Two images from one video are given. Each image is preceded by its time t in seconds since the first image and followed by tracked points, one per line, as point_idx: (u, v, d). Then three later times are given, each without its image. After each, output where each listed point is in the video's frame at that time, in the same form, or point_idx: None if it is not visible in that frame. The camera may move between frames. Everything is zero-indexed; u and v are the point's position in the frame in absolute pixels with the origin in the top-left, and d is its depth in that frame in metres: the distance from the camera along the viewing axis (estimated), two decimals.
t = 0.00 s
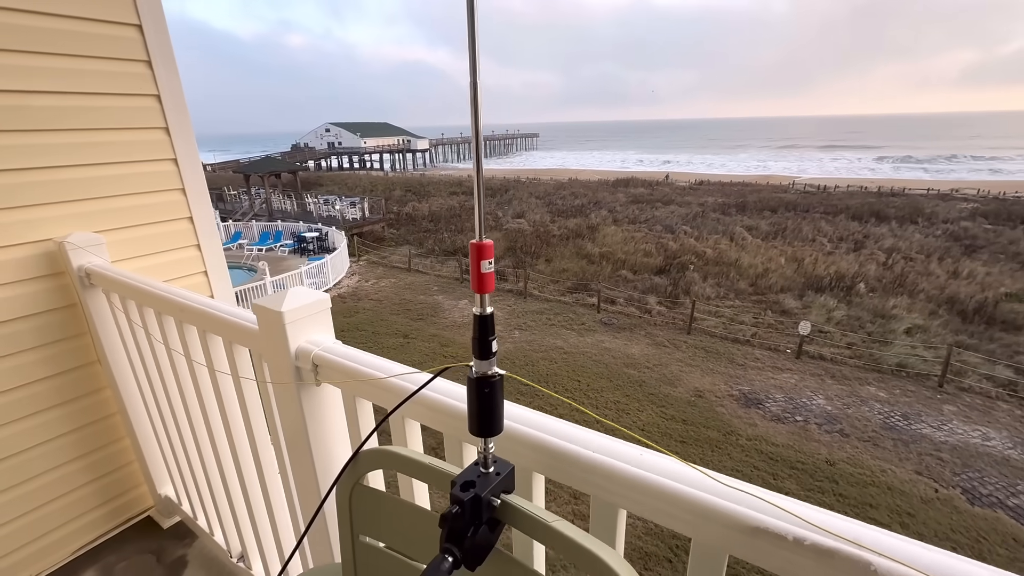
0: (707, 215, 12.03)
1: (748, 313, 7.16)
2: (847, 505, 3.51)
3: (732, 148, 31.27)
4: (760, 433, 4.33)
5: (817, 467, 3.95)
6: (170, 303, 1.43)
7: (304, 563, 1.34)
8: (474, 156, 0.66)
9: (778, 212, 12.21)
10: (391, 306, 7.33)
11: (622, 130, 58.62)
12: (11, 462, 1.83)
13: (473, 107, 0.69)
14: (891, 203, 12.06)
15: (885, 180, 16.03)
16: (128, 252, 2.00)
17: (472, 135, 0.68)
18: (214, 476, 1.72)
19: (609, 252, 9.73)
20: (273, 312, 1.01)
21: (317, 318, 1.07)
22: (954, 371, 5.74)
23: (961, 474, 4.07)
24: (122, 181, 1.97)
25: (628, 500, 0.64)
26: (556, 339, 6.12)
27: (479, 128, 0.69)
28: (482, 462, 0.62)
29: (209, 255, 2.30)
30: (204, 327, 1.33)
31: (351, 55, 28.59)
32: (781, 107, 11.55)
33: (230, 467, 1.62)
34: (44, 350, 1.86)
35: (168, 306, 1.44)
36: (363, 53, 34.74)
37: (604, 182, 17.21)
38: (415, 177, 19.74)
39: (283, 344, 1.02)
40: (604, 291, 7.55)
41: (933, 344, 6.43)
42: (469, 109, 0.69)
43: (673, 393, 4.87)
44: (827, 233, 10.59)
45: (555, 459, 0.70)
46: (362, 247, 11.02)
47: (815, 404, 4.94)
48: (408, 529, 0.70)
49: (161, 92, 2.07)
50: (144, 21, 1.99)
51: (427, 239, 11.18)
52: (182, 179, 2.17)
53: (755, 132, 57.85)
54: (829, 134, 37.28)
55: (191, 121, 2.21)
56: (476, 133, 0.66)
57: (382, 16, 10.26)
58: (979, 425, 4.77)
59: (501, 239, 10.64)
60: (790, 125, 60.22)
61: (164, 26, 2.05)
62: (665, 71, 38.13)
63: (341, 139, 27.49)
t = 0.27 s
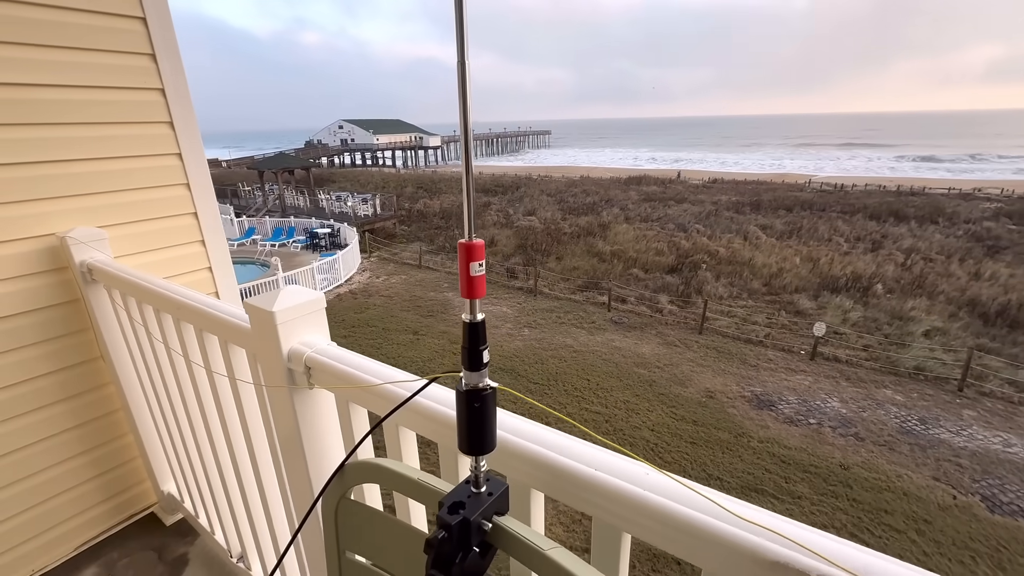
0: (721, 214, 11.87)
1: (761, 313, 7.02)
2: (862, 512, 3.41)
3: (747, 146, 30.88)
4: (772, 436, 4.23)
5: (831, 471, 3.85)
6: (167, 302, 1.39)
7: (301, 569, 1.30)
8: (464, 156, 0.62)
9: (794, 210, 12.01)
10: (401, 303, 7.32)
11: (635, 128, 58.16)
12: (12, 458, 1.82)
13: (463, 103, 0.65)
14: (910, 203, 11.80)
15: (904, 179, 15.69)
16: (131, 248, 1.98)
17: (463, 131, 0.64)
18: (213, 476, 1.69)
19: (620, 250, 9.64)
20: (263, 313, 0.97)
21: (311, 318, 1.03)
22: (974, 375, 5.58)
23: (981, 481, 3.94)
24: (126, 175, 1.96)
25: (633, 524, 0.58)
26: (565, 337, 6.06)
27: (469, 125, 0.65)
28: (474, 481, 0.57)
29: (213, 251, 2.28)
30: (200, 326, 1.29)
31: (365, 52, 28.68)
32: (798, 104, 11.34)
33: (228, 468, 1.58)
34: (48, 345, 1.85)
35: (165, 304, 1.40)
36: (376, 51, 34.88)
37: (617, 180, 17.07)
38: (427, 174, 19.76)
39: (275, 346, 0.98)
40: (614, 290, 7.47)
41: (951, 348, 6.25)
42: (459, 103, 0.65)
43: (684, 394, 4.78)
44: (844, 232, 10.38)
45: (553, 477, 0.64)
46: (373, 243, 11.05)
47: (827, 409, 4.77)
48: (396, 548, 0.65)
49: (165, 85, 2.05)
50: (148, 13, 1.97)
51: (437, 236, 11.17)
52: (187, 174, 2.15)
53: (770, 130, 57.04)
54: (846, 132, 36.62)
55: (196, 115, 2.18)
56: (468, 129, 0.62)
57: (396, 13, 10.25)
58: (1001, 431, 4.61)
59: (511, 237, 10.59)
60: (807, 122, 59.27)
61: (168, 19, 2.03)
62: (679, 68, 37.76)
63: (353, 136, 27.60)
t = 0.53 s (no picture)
0: (728, 212, 11.76)
1: (768, 313, 6.94)
2: (870, 515, 3.34)
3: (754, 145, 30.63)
4: (778, 437, 4.16)
5: (837, 473, 3.78)
6: (160, 299, 1.36)
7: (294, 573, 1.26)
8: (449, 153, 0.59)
9: (802, 210, 11.88)
10: (406, 299, 7.29)
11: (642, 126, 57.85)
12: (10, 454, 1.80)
13: (448, 94, 0.61)
14: (921, 203, 11.64)
15: (915, 178, 15.50)
16: (129, 243, 1.96)
17: (447, 119, 0.61)
18: (209, 475, 1.66)
19: (626, 248, 9.57)
20: (253, 309, 0.94)
21: (302, 317, 0.99)
22: (985, 377, 5.47)
23: (990, 485, 3.86)
24: (124, 170, 1.93)
25: (634, 543, 0.54)
26: (570, 335, 6.01)
27: (457, 114, 0.62)
28: (462, 494, 0.54)
29: (213, 246, 2.26)
30: (193, 324, 1.26)
31: (372, 49, 28.67)
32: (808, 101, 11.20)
33: (224, 468, 1.55)
34: (46, 340, 1.84)
35: (159, 301, 1.37)
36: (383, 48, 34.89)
37: (623, 178, 16.97)
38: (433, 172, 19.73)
39: (264, 344, 0.95)
40: (620, 289, 7.41)
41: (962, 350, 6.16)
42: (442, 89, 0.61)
43: (689, 393, 4.72)
44: (853, 232, 10.25)
45: (552, 489, 0.60)
46: (378, 240, 11.03)
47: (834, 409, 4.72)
48: (381, 561, 0.61)
49: (164, 78, 2.02)
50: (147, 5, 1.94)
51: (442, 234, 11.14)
52: (186, 168, 2.13)
53: (779, 128, 56.57)
54: (856, 131, 36.23)
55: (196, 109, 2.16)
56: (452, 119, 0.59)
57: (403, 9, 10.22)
58: (1012, 434, 4.52)
59: (517, 235, 10.54)
60: (815, 121, 58.76)
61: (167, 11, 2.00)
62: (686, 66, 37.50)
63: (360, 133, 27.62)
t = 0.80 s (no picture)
0: (730, 211, 11.72)
1: (770, 312, 6.91)
2: (872, 516, 3.32)
3: (757, 144, 30.51)
4: (779, 437, 4.14)
5: (838, 473, 3.76)
6: (155, 295, 1.34)
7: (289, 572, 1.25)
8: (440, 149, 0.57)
9: (805, 209, 11.83)
10: (407, 297, 7.27)
11: (644, 124, 57.70)
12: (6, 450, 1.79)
13: (440, 86, 0.59)
14: (924, 203, 11.59)
15: (918, 178, 15.42)
16: (126, 238, 1.94)
17: (437, 113, 0.59)
18: (205, 473, 1.64)
19: (628, 247, 9.54)
20: (246, 306, 0.92)
21: (296, 314, 0.98)
22: (987, 378, 5.43)
23: (992, 486, 3.84)
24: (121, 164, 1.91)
25: (631, 548, 0.52)
26: (570, 334, 5.99)
27: (448, 108, 0.60)
28: (454, 497, 0.52)
29: (211, 242, 2.24)
30: (187, 320, 1.24)
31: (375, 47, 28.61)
32: (811, 100, 11.14)
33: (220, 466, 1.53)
34: (43, 336, 1.82)
35: (154, 297, 1.36)
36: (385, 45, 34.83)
37: (626, 177, 16.91)
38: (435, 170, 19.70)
39: (258, 341, 0.93)
40: (621, 287, 7.38)
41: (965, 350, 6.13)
42: (432, 81, 0.59)
43: (689, 392, 4.70)
44: (856, 232, 10.21)
45: (546, 490, 0.58)
46: (380, 238, 11.01)
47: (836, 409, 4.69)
48: (372, 564, 0.59)
49: (161, 71, 2.00)
50: None
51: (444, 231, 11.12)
52: (183, 163, 2.11)
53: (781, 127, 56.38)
54: (859, 131, 36.09)
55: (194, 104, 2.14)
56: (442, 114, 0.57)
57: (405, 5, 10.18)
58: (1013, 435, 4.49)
59: (518, 233, 10.51)
60: (818, 121, 58.55)
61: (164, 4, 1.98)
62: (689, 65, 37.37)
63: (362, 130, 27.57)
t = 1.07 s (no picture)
0: (729, 211, 11.73)
1: (768, 312, 6.92)
2: (867, 515, 3.33)
3: (756, 144, 30.52)
4: (776, 436, 4.15)
5: (835, 472, 3.77)
6: (153, 292, 1.34)
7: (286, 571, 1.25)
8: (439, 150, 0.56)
9: (803, 209, 11.86)
10: (406, 295, 7.26)
11: (644, 124, 57.69)
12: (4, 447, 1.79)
13: (440, 87, 0.59)
14: (922, 204, 11.65)
15: (917, 179, 15.44)
16: (123, 236, 1.93)
17: (437, 114, 0.58)
18: (202, 471, 1.64)
19: (627, 246, 9.54)
20: (243, 304, 0.91)
21: (294, 313, 0.97)
22: (984, 379, 5.44)
23: (987, 486, 3.85)
24: (118, 162, 1.91)
25: (628, 548, 0.52)
26: (569, 333, 5.99)
27: (446, 110, 0.59)
28: (452, 498, 0.52)
29: (209, 240, 2.24)
30: (185, 318, 1.23)
31: (374, 45, 28.53)
32: (811, 99, 11.13)
33: (217, 466, 1.53)
34: (42, 332, 1.82)
35: (151, 295, 1.35)
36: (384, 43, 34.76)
37: (625, 176, 16.92)
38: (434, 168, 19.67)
39: (255, 339, 0.93)
40: (620, 287, 7.38)
41: (961, 351, 6.15)
42: (431, 82, 0.58)
43: (687, 392, 4.71)
44: (854, 232, 10.23)
45: (543, 490, 0.58)
46: (379, 236, 11.00)
47: (833, 409, 4.70)
48: (370, 564, 0.59)
49: (159, 68, 1.99)
50: None
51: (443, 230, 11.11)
52: (181, 161, 2.11)
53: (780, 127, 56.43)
54: (857, 131, 36.12)
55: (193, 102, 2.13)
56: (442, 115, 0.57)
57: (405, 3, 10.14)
58: (1009, 435, 4.50)
59: (517, 232, 10.51)
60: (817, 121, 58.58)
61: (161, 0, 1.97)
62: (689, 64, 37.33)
63: (361, 128, 27.51)
